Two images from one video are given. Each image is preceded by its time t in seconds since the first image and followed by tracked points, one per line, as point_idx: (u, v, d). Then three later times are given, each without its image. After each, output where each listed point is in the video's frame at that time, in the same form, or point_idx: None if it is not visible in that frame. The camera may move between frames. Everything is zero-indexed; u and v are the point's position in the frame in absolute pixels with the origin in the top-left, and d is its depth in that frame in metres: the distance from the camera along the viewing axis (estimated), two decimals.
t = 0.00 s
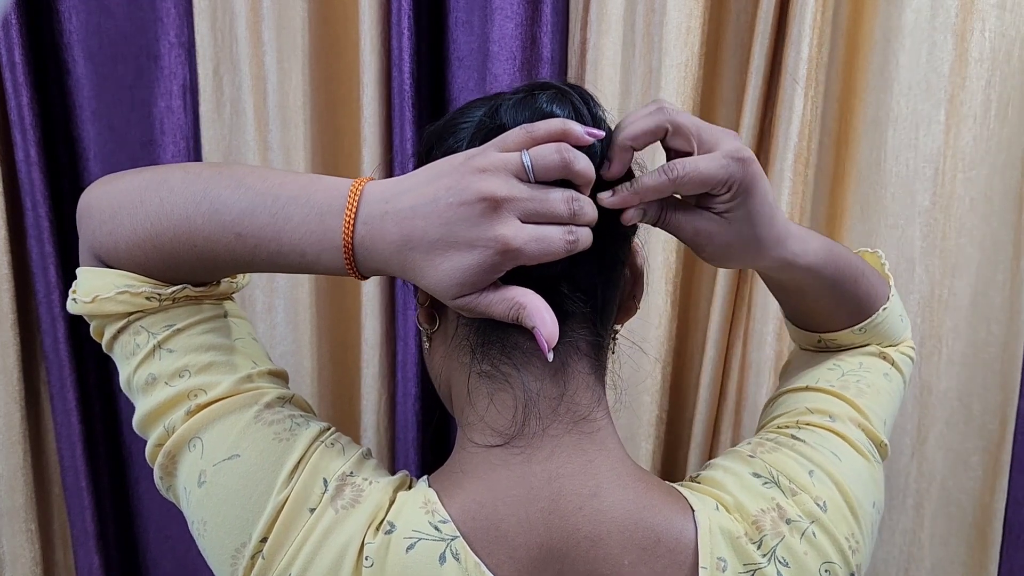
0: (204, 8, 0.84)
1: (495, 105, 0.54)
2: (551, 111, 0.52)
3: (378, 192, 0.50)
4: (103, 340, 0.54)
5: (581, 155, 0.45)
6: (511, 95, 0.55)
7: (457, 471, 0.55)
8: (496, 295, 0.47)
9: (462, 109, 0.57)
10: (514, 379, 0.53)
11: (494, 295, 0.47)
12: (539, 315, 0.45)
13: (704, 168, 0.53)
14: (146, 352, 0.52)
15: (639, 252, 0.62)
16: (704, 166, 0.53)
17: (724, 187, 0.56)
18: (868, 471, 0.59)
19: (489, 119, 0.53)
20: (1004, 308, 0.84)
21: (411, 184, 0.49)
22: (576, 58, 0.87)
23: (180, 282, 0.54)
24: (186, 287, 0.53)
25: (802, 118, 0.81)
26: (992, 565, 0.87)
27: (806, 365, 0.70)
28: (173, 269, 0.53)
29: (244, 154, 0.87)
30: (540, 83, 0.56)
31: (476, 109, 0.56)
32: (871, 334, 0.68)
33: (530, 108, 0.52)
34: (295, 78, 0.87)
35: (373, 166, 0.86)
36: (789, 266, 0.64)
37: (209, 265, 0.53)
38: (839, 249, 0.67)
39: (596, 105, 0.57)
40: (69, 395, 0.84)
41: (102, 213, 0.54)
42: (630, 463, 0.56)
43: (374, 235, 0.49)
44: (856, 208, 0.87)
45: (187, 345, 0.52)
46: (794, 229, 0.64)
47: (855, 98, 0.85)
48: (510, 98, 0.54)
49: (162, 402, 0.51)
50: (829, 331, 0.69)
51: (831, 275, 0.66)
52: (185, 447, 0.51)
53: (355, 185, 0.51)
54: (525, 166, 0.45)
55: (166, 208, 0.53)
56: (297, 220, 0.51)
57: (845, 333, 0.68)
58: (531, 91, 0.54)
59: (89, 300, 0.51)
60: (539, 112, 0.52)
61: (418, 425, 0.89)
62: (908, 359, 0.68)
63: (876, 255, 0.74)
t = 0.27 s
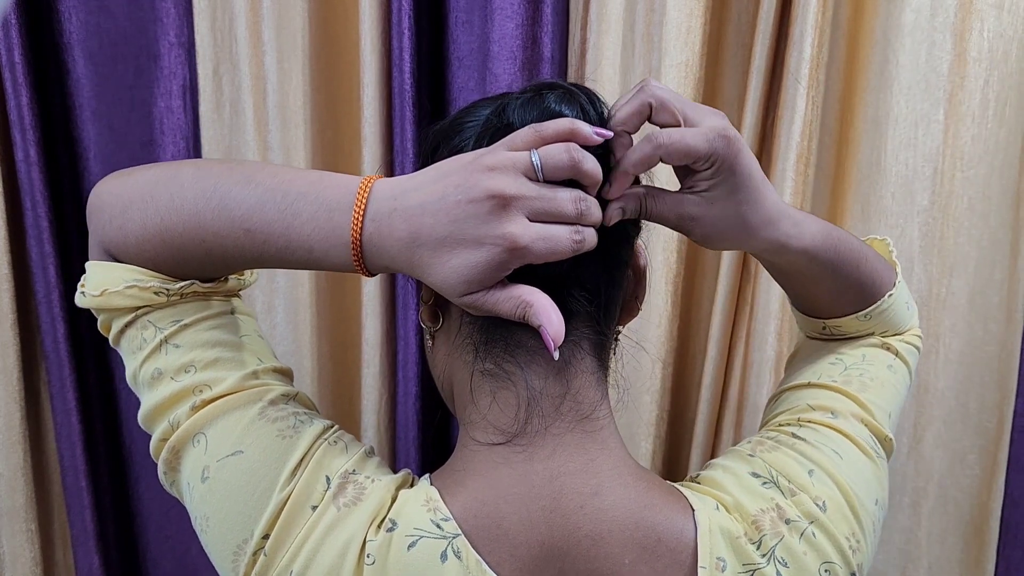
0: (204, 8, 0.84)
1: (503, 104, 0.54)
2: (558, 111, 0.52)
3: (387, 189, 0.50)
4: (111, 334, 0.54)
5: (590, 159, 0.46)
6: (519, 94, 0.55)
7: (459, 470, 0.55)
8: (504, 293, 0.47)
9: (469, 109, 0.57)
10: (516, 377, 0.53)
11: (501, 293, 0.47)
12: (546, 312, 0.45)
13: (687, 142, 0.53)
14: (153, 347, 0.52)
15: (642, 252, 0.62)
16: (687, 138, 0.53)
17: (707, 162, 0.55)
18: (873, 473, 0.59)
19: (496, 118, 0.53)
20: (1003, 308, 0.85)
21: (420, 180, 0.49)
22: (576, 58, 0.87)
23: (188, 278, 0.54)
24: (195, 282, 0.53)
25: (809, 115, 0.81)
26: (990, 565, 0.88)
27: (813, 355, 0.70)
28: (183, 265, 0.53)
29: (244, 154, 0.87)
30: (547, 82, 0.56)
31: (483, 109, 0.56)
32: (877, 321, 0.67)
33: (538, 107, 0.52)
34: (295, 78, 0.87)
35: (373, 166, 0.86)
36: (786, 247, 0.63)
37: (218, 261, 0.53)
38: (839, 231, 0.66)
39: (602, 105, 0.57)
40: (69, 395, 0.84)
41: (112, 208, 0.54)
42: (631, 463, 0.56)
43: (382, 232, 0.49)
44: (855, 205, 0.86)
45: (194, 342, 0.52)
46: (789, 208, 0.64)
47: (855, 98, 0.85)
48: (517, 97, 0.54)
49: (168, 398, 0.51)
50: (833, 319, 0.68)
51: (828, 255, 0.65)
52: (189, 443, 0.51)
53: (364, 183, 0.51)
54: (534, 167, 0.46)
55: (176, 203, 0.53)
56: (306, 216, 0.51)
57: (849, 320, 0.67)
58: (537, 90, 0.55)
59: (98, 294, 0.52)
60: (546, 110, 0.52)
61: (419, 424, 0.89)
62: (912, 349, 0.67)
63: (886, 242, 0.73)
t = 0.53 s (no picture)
0: (204, 8, 0.84)
1: (502, 105, 0.54)
2: (557, 111, 0.52)
3: (387, 189, 0.50)
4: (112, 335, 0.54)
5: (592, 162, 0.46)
6: (518, 95, 0.55)
7: (459, 470, 0.55)
8: (504, 293, 0.47)
9: (467, 109, 0.57)
10: (516, 378, 0.53)
11: (502, 292, 0.47)
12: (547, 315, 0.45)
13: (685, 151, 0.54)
14: (153, 347, 0.52)
15: (643, 252, 0.62)
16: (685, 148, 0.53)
17: (709, 170, 0.56)
18: (875, 474, 0.59)
19: (495, 118, 0.53)
20: (1002, 307, 0.85)
21: (420, 181, 0.49)
22: (575, 58, 0.87)
23: (188, 278, 0.54)
24: (195, 283, 0.53)
25: (806, 115, 0.82)
26: (989, 564, 0.88)
27: (820, 358, 0.69)
28: (183, 265, 0.53)
29: (244, 154, 0.87)
30: (545, 83, 0.56)
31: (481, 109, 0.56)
32: (885, 327, 0.67)
33: (537, 107, 0.53)
34: (295, 78, 0.87)
35: (373, 166, 0.86)
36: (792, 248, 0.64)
37: (218, 261, 0.53)
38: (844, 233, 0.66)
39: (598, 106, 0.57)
40: (68, 395, 0.84)
41: (112, 208, 0.54)
42: (632, 463, 0.56)
43: (382, 232, 0.49)
44: (853, 205, 0.86)
45: (193, 343, 0.52)
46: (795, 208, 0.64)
47: (854, 98, 0.85)
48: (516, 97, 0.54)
49: (168, 398, 0.51)
50: (840, 322, 0.68)
51: (835, 256, 0.65)
52: (190, 443, 0.52)
53: (365, 182, 0.51)
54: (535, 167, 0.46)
55: (176, 204, 0.53)
56: (307, 215, 0.51)
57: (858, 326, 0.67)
58: (536, 91, 0.54)
59: (97, 295, 0.52)
60: (546, 111, 0.52)
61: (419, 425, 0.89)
62: (919, 357, 0.67)
63: (897, 250, 0.73)
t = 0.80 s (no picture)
0: (205, 8, 0.84)
1: (507, 104, 0.54)
2: (563, 112, 0.52)
3: (395, 188, 0.50)
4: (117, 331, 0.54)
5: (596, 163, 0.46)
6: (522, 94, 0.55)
7: (460, 470, 0.55)
8: (509, 293, 0.47)
9: (471, 109, 0.57)
10: (518, 378, 0.53)
11: (507, 293, 0.47)
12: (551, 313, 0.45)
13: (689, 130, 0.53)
14: (158, 345, 0.52)
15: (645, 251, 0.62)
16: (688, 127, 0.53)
17: (707, 151, 0.55)
18: (876, 473, 0.58)
19: (501, 117, 0.53)
20: (1004, 308, 0.85)
21: (427, 179, 0.49)
22: (576, 58, 0.87)
23: (194, 276, 0.54)
24: (201, 280, 0.53)
25: (809, 114, 0.81)
26: (991, 565, 0.88)
27: (821, 353, 0.69)
28: (190, 262, 0.53)
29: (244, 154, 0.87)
30: (550, 83, 0.56)
31: (485, 109, 0.56)
32: (885, 319, 0.67)
33: (543, 106, 0.52)
34: (295, 78, 0.86)
35: (373, 166, 0.86)
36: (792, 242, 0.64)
37: (226, 258, 0.53)
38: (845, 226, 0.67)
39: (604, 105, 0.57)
40: (69, 395, 0.84)
41: (119, 204, 0.54)
42: (633, 464, 0.56)
43: (389, 230, 0.49)
44: (853, 205, 0.86)
45: (198, 341, 0.52)
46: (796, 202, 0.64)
47: (854, 97, 0.85)
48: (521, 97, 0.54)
49: (172, 395, 0.51)
50: (840, 315, 0.68)
51: (837, 250, 0.65)
52: (192, 441, 0.51)
53: (373, 182, 0.51)
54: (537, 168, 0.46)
55: (184, 201, 0.53)
56: (314, 213, 0.51)
57: (858, 318, 0.67)
58: (541, 90, 0.54)
59: (104, 290, 0.52)
60: (551, 111, 0.52)
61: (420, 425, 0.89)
62: (920, 351, 0.67)
63: (898, 242, 0.72)
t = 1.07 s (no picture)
0: (204, 8, 0.84)
1: (507, 105, 0.54)
2: (562, 112, 0.52)
3: (395, 188, 0.50)
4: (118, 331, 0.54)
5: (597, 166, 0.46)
6: (522, 95, 0.54)
7: (459, 470, 0.55)
8: (509, 292, 0.47)
9: (471, 109, 0.57)
10: (517, 378, 0.53)
11: (507, 292, 0.47)
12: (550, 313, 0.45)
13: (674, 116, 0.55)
14: (158, 344, 0.52)
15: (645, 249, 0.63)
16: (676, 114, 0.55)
17: (698, 143, 0.56)
18: (876, 472, 0.58)
19: (500, 118, 0.53)
20: (1005, 308, 0.85)
21: (427, 179, 0.49)
22: (575, 58, 0.87)
23: (196, 276, 0.54)
24: (202, 280, 0.53)
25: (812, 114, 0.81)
26: (992, 566, 0.87)
27: (822, 352, 0.69)
28: (191, 261, 0.53)
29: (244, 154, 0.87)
30: (549, 83, 0.56)
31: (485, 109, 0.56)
32: (886, 318, 0.66)
33: (543, 107, 0.52)
34: (295, 78, 0.86)
35: (373, 166, 0.86)
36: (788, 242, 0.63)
37: (227, 258, 0.53)
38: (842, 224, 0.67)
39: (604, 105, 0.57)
40: (68, 395, 0.84)
41: (122, 204, 0.54)
42: (633, 464, 0.56)
43: (389, 231, 0.49)
44: (853, 206, 0.86)
45: (198, 340, 0.52)
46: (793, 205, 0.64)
47: (855, 97, 0.85)
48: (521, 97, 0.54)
49: (172, 395, 0.51)
50: (841, 314, 0.68)
51: (831, 247, 0.64)
52: (191, 441, 0.51)
53: (373, 183, 0.51)
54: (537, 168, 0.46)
55: (187, 201, 0.53)
56: (315, 213, 0.51)
57: (859, 317, 0.66)
58: (541, 90, 0.54)
59: (105, 290, 0.52)
60: (551, 111, 0.52)
61: (420, 425, 0.89)
62: (922, 346, 0.67)
63: (898, 239, 0.72)
